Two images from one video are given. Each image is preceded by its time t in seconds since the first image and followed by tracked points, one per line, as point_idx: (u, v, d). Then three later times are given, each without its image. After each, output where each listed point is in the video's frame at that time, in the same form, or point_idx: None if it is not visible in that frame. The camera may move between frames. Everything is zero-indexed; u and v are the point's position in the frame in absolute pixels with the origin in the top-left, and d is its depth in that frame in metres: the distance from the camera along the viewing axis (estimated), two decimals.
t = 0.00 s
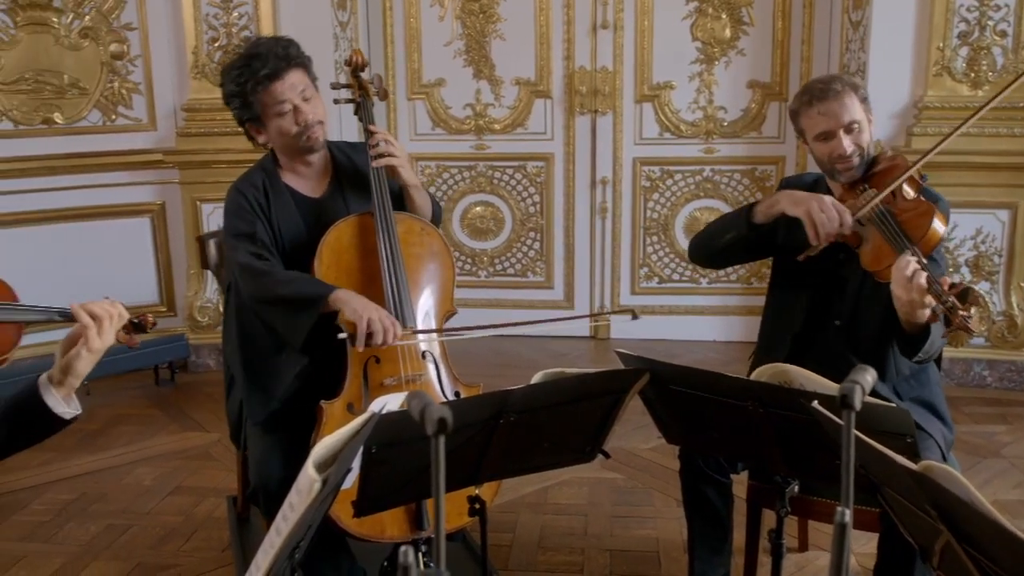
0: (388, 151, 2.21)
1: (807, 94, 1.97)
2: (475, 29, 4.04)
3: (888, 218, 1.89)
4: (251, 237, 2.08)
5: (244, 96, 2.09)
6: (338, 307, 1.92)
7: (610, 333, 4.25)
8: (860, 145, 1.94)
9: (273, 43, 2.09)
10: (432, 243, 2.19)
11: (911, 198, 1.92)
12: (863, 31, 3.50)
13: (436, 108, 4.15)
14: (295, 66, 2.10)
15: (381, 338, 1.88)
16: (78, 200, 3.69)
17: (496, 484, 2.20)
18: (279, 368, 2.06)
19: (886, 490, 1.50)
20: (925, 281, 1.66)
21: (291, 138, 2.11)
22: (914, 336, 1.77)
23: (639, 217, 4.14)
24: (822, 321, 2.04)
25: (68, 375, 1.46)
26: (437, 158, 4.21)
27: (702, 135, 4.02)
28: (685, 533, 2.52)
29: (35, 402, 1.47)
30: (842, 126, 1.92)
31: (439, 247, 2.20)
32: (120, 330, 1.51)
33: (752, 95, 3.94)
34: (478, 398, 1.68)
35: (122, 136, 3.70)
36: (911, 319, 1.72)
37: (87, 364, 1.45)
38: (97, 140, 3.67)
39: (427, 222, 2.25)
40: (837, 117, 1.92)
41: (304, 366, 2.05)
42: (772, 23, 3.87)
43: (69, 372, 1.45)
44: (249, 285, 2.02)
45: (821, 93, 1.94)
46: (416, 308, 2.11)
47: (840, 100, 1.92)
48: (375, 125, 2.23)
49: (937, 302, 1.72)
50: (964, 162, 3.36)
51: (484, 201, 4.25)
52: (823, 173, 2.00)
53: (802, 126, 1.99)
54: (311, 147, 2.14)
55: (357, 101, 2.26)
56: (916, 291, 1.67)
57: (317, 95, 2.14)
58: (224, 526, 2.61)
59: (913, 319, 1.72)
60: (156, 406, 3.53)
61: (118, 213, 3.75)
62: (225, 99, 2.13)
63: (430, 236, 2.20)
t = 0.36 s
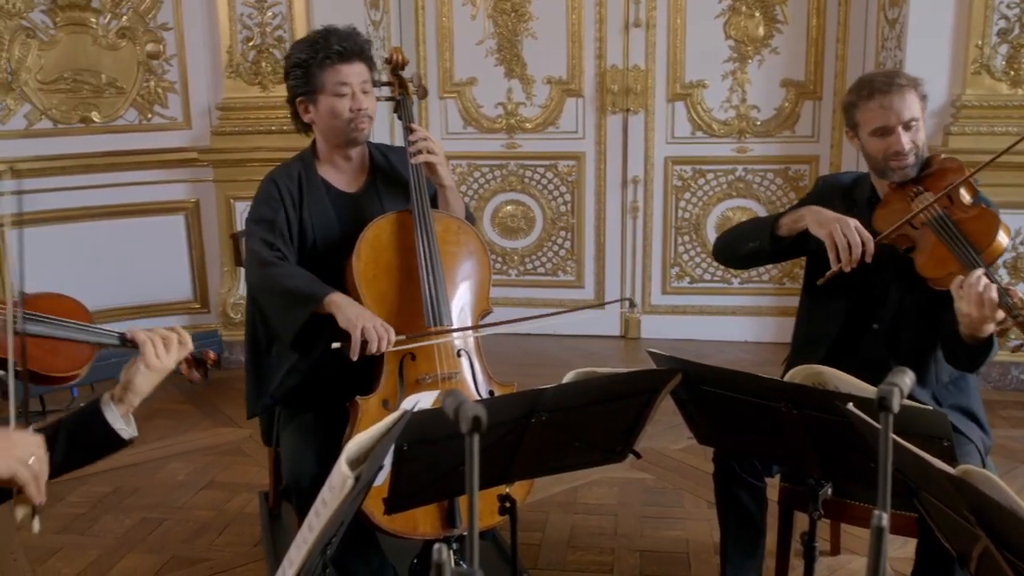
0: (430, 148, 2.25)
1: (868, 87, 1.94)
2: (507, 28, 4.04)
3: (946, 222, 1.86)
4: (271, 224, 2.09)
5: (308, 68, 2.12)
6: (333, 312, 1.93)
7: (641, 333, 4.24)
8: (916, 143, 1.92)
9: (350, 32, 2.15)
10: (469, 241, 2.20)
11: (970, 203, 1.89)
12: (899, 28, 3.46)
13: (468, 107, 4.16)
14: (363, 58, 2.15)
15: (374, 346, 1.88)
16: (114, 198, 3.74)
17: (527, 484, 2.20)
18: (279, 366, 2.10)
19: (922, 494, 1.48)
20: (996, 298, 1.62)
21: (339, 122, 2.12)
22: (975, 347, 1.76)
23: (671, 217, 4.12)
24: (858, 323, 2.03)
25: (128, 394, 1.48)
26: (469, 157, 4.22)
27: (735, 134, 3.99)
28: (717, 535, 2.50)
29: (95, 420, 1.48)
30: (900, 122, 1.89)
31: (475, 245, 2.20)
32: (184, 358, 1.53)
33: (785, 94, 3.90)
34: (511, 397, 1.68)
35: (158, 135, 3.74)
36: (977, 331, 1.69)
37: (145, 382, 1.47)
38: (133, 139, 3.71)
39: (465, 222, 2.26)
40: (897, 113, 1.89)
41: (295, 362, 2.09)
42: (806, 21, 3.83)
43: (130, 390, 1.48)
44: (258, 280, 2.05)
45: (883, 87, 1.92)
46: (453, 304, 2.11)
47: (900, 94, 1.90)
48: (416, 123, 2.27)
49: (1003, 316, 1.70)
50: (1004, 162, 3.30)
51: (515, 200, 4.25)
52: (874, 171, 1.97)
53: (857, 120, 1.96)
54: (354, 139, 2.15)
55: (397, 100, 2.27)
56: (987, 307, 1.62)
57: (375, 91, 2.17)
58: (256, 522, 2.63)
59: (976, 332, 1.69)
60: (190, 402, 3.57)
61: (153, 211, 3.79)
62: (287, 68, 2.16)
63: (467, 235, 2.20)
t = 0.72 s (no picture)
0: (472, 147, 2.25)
1: (919, 84, 1.92)
2: (539, 27, 4.04)
3: (994, 229, 1.83)
4: (299, 208, 2.09)
5: (342, 75, 2.13)
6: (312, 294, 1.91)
7: (672, 333, 4.22)
8: (966, 144, 1.89)
9: (379, 33, 2.16)
10: (505, 241, 2.20)
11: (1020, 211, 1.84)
12: (937, 26, 3.41)
13: (500, 106, 4.16)
14: (394, 58, 2.15)
15: (341, 335, 1.85)
16: (149, 196, 3.79)
17: (558, 484, 2.20)
18: (261, 340, 2.04)
19: (960, 499, 1.46)
20: None
21: (378, 124, 2.13)
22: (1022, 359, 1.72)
23: (703, 217, 4.10)
24: (895, 327, 2.01)
25: (183, 431, 1.50)
26: (500, 156, 4.23)
27: (769, 134, 3.95)
28: (748, 537, 2.48)
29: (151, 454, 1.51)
30: (950, 122, 1.87)
31: (511, 245, 2.21)
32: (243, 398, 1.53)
33: (820, 93, 3.86)
34: (544, 395, 1.68)
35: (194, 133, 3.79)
36: None
37: (201, 422, 1.48)
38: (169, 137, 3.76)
39: (502, 221, 2.27)
40: (947, 111, 1.87)
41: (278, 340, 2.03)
42: (842, 20, 3.78)
43: (186, 427, 1.49)
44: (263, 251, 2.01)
45: (936, 85, 1.89)
46: (488, 303, 2.12)
47: (952, 93, 1.88)
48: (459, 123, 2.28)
49: None
50: None
51: (547, 199, 4.25)
52: (921, 170, 1.94)
53: (907, 118, 1.94)
54: (396, 137, 2.15)
55: (435, 99, 2.28)
56: None
57: (410, 90, 2.17)
58: (287, 517, 2.66)
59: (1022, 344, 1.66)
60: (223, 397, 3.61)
61: (188, 209, 3.84)
62: (320, 82, 2.18)
63: (503, 234, 2.21)
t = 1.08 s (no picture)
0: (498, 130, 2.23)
1: (955, 81, 1.89)
2: (571, 26, 4.04)
3: None
4: (347, 220, 2.12)
5: (325, 98, 2.13)
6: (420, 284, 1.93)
7: (703, 333, 4.20)
8: (1005, 142, 1.86)
9: (346, 43, 2.10)
10: (531, 239, 2.20)
11: None
12: (976, 24, 3.35)
13: (532, 105, 4.17)
14: (370, 64, 2.11)
15: (456, 321, 1.88)
16: (183, 194, 3.84)
17: (589, 483, 2.20)
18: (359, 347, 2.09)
19: (998, 503, 1.44)
20: None
21: (373, 138, 2.14)
22: None
23: (735, 217, 4.07)
24: (930, 327, 2.00)
25: (192, 377, 1.52)
26: (532, 155, 4.23)
27: (802, 133, 3.91)
28: (779, 540, 2.46)
29: (164, 406, 1.53)
30: (988, 120, 1.85)
31: (537, 243, 2.20)
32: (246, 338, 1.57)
33: (855, 92, 3.82)
34: (574, 394, 1.68)
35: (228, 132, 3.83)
36: None
37: (209, 366, 1.50)
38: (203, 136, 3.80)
39: (528, 218, 2.26)
40: (985, 109, 1.85)
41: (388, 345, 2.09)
42: (878, 17, 3.73)
43: (194, 374, 1.52)
44: (344, 267, 2.05)
45: (974, 81, 1.87)
46: (514, 303, 2.12)
47: (990, 89, 1.85)
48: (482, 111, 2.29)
49: None
50: None
51: (578, 198, 4.25)
52: (957, 169, 1.91)
53: (942, 116, 1.92)
54: (395, 143, 2.16)
55: (459, 96, 2.28)
56: None
57: (394, 92, 2.14)
58: (318, 513, 2.68)
59: None
60: (254, 394, 3.64)
61: (221, 208, 3.89)
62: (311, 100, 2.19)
63: (529, 232, 2.20)
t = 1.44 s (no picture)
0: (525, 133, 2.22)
1: (990, 76, 1.88)
2: (604, 25, 4.03)
3: None
4: (379, 223, 2.12)
5: (360, 95, 2.15)
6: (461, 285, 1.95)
7: (736, 333, 4.17)
8: None
9: (386, 44, 2.12)
10: (558, 238, 2.19)
11: None
12: (1018, 21, 3.29)
13: (564, 104, 4.17)
14: (407, 66, 2.12)
15: (500, 320, 1.91)
16: (218, 192, 3.88)
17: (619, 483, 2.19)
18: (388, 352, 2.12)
19: None
20: None
21: (403, 139, 2.15)
22: None
23: (769, 217, 4.04)
24: (972, 329, 1.95)
25: (192, 342, 1.56)
26: (564, 154, 4.23)
27: (838, 132, 3.87)
28: (812, 543, 2.44)
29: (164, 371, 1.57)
30: None
31: (564, 242, 2.20)
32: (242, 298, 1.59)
33: (892, 90, 3.77)
34: (607, 394, 1.68)
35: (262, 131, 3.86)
36: None
37: (207, 333, 1.54)
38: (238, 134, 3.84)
39: (554, 218, 2.25)
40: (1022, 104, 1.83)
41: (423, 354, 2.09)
42: (916, 15, 3.68)
43: (193, 341, 1.55)
44: (377, 271, 2.05)
45: (1010, 76, 1.85)
46: (541, 302, 2.12)
47: None
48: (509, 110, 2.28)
49: None
50: None
51: (610, 198, 4.24)
52: (994, 167, 1.88)
53: (979, 112, 1.90)
54: (423, 146, 2.16)
55: (486, 96, 2.28)
56: None
57: (429, 97, 2.15)
58: (350, 510, 2.70)
59: None
60: (287, 390, 3.68)
61: (256, 205, 3.93)
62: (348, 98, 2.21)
63: (556, 231, 2.19)
